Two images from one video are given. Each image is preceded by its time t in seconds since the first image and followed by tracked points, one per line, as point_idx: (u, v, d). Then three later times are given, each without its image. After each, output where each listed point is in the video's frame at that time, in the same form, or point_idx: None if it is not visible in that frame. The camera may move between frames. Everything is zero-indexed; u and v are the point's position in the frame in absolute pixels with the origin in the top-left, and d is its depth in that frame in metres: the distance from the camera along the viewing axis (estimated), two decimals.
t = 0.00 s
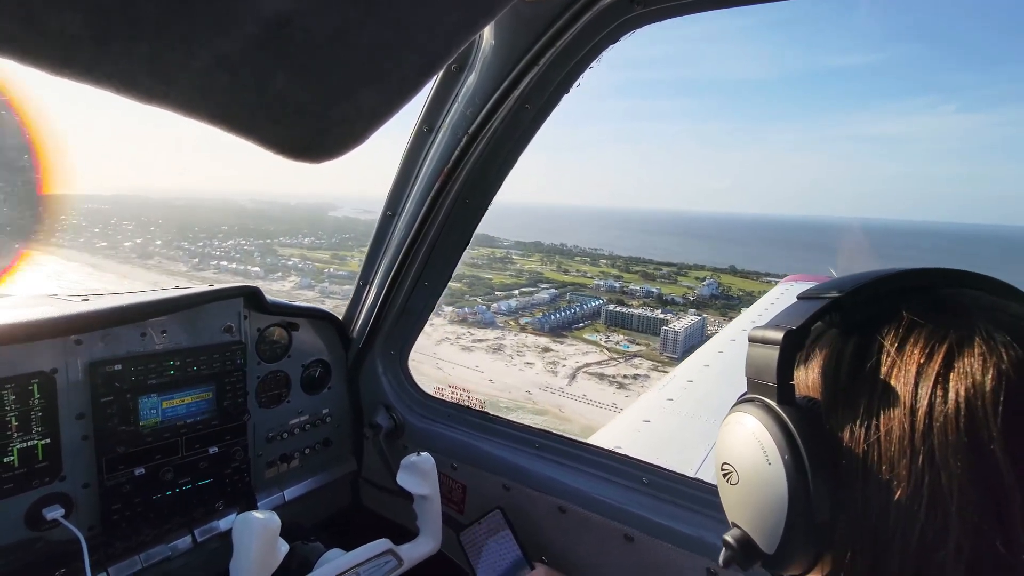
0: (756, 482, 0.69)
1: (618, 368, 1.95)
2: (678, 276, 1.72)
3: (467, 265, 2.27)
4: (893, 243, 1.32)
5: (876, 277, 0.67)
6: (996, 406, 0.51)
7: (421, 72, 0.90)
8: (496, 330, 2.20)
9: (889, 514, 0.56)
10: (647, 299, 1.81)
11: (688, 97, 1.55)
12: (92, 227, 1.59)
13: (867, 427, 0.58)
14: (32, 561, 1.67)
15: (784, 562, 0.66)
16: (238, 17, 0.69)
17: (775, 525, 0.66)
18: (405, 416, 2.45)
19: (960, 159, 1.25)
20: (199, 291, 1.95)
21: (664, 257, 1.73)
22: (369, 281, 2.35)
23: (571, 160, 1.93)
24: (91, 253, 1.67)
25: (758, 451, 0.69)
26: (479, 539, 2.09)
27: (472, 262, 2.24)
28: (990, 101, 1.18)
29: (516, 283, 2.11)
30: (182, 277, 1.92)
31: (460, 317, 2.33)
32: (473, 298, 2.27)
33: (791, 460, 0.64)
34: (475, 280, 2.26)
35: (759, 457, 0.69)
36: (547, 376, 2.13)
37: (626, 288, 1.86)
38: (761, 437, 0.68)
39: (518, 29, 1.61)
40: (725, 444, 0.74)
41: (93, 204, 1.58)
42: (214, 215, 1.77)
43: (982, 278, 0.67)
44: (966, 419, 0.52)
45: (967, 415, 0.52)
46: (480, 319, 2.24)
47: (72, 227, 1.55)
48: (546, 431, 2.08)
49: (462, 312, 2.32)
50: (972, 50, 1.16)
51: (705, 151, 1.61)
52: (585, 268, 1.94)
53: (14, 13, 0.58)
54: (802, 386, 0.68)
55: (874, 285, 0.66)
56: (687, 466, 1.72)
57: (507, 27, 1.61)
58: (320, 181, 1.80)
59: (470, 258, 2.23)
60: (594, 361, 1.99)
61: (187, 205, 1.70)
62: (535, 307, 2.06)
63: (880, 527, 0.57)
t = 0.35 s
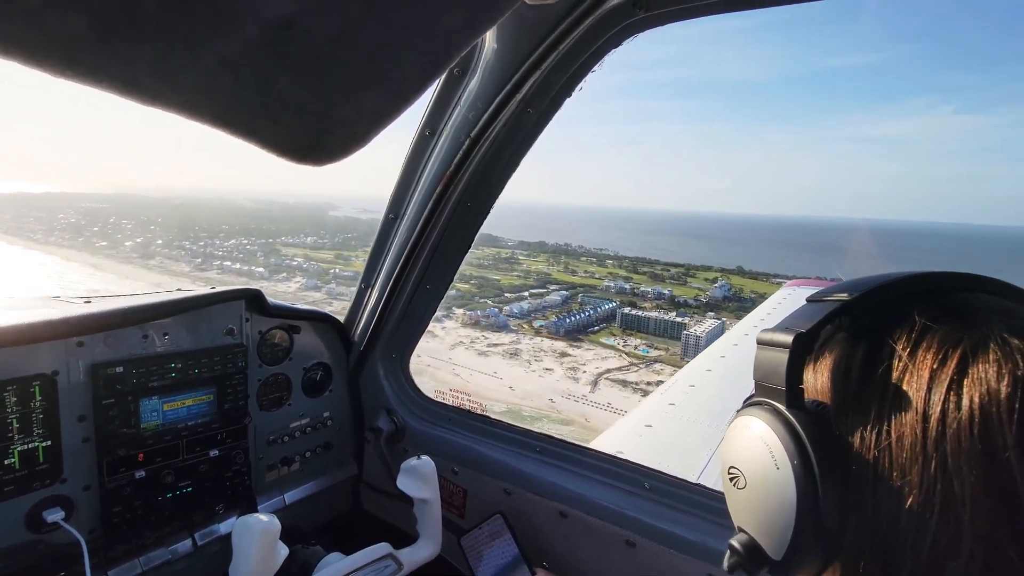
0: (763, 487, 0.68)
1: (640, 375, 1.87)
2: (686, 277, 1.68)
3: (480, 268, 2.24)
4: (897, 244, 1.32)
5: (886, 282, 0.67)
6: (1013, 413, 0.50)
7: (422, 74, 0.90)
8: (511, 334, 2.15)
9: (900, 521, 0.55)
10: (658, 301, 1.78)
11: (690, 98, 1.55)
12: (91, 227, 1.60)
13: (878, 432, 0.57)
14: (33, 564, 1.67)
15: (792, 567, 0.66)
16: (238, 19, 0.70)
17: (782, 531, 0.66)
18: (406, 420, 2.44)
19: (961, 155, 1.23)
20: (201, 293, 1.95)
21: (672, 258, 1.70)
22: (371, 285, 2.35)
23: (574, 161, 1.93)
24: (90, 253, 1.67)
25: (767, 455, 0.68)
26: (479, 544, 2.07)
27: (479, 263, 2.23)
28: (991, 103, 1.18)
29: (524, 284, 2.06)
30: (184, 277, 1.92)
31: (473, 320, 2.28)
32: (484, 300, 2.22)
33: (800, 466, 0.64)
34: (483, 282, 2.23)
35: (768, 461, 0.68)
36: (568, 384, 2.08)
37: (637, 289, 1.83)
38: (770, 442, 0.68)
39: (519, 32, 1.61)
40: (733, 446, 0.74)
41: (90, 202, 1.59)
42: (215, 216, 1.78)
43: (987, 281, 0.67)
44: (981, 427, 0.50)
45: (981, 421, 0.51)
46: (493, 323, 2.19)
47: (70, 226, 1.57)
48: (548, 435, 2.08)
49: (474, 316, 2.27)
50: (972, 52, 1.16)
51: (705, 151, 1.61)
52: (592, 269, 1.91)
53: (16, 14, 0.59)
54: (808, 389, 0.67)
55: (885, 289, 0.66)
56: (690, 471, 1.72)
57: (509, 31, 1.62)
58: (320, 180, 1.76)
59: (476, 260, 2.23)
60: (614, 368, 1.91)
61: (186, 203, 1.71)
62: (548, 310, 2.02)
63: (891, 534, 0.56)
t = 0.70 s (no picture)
0: (770, 489, 0.68)
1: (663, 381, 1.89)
2: (697, 279, 1.69)
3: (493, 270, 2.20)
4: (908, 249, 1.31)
5: (898, 282, 0.66)
6: None
7: (422, 75, 0.90)
8: (527, 339, 2.10)
9: (913, 525, 0.55)
10: (671, 304, 1.77)
11: (693, 97, 1.55)
12: (91, 227, 1.63)
13: (891, 436, 0.57)
14: (35, 565, 1.67)
15: (800, 569, 0.66)
16: (239, 20, 0.70)
17: (788, 537, 0.66)
18: (407, 420, 2.45)
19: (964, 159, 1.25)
20: (201, 294, 1.95)
21: (681, 259, 1.70)
22: (372, 286, 2.35)
23: (578, 160, 1.93)
24: (92, 253, 1.70)
25: (774, 457, 0.68)
26: (479, 546, 2.07)
27: (487, 265, 2.21)
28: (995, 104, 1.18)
29: (534, 287, 2.05)
30: (189, 280, 1.94)
31: (486, 324, 2.20)
32: (497, 304, 2.16)
33: (809, 468, 0.64)
34: (493, 284, 2.19)
35: (775, 463, 0.68)
36: (592, 392, 2.01)
37: (648, 292, 1.80)
38: (777, 442, 0.68)
39: (519, 33, 1.61)
40: (738, 447, 0.73)
41: (90, 202, 1.60)
42: (216, 216, 1.78)
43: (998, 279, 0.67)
44: (997, 433, 0.50)
45: (998, 426, 0.50)
46: (508, 327, 2.12)
47: (70, 226, 1.59)
48: (549, 437, 2.07)
49: (488, 320, 2.19)
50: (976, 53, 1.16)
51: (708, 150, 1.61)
52: (601, 271, 1.87)
53: (17, 16, 0.59)
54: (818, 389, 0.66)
55: (897, 289, 0.66)
56: (689, 472, 1.71)
57: (509, 32, 1.62)
58: (322, 181, 1.75)
59: (486, 261, 2.21)
60: (637, 375, 1.90)
61: (186, 203, 1.71)
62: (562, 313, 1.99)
63: (903, 538, 0.56)
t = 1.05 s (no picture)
0: (763, 484, 0.69)
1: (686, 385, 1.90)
2: (708, 283, 1.67)
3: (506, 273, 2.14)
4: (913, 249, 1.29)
5: (889, 281, 0.67)
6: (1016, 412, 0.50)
7: (421, 75, 0.90)
8: (545, 345, 2.08)
9: (900, 518, 0.56)
10: (686, 307, 1.74)
11: (694, 98, 1.55)
12: (92, 227, 1.61)
13: (881, 430, 0.58)
14: (31, 564, 1.67)
15: (791, 563, 0.66)
16: (237, 19, 0.69)
17: (781, 532, 0.67)
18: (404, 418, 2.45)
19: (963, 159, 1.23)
20: (197, 293, 1.94)
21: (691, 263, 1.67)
22: (370, 284, 2.34)
23: (580, 160, 1.91)
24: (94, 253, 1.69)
25: (768, 452, 0.69)
26: (478, 543, 2.08)
27: (494, 267, 2.17)
28: (1000, 105, 1.16)
29: (546, 291, 2.02)
30: (188, 279, 1.94)
31: (502, 329, 2.17)
32: (510, 308, 2.11)
33: (801, 462, 0.64)
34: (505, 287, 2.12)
35: (769, 458, 0.69)
36: (617, 401, 1.99)
37: (661, 296, 1.77)
38: (771, 437, 0.68)
39: (518, 32, 1.60)
40: (733, 442, 0.74)
41: (91, 202, 1.59)
42: (216, 215, 1.77)
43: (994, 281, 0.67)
44: (984, 425, 0.51)
45: (985, 419, 0.51)
46: (525, 332, 2.11)
47: (72, 226, 1.58)
48: (546, 435, 2.08)
49: (505, 324, 2.15)
50: (975, 52, 1.15)
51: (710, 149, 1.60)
52: (609, 273, 1.87)
53: (13, 15, 0.58)
54: (810, 386, 0.67)
55: (887, 287, 0.66)
56: (686, 471, 1.72)
57: (507, 31, 1.61)
58: (320, 181, 1.76)
59: (497, 263, 2.16)
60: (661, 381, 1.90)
61: (186, 203, 1.70)
62: (580, 319, 1.97)
63: (891, 531, 0.57)
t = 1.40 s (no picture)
0: (762, 479, 0.69)
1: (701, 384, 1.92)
2: (721, 287, 1.68)
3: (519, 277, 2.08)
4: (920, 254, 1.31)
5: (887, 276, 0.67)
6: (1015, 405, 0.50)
7: (418, 71, 0.89)
8: (565, 352, 2.02)
9: (900, 512, 0.56)
10: (704, 313, 1.75)
11: (692, 99, 1.54)
12: (96, 228, 1.61)
13: (881, 426, 0.58)
14: (31, 564, 1.67)
15: (791, 559, 0.66)
16: (232, 15, 0.69)
17: (779, 527, 0.67)
18: (404, 416, 2.45)
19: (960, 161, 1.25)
20: (193, 292, 1.94)
21: (703, 267, 1.68)
22: (368, 282, 2.34)
23: (581, 162, 1.90)
24: (99, 254, 1.69)
25: (767, 447, 0.69)
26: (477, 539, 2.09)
27: (504, 270, 2.12)
28: (998, 110, 1.18)
29: (563, 295, 1.97)
30: (184, 279, 1.94)
31: (519, 336, 2.11)
32: (523, 312, 2.07)
33: (801, 456, 0.64)
34: (518, 292, 2.07)
35: (768, 453, 0.69)
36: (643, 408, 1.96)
37: (677, 301, 1.77)
38: (770, 432, 0.68)
39: (515, 29, 1.60)
40: (732, 438, 0.74)
41: (94, 203, 1.58)
42: (216, 216, 1.77)
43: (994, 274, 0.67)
44: (984, 419, 0.51)
45: (984, 413, 0.51)
46: (543, 339, 2.06)
47: (76, 227, 1.58)
48: (546, 431, 2.08)
49: (522, 330, 2.10)
50: (971, 50, 1.16)
51: (710, 147, 1.59)
52: (621, 277, 1.85)
53: (7, 12, 0.58)
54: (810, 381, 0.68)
55: (886, 281, 0.66)
56: (684, 466, 1.73)
57: (504, 28, 1.60)
58: (320, 180, 1.76)
59: (505, 267, 2.11)
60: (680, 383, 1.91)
61: (187, 203, 1.71)
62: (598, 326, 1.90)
63: (892, 525, 0.57)
